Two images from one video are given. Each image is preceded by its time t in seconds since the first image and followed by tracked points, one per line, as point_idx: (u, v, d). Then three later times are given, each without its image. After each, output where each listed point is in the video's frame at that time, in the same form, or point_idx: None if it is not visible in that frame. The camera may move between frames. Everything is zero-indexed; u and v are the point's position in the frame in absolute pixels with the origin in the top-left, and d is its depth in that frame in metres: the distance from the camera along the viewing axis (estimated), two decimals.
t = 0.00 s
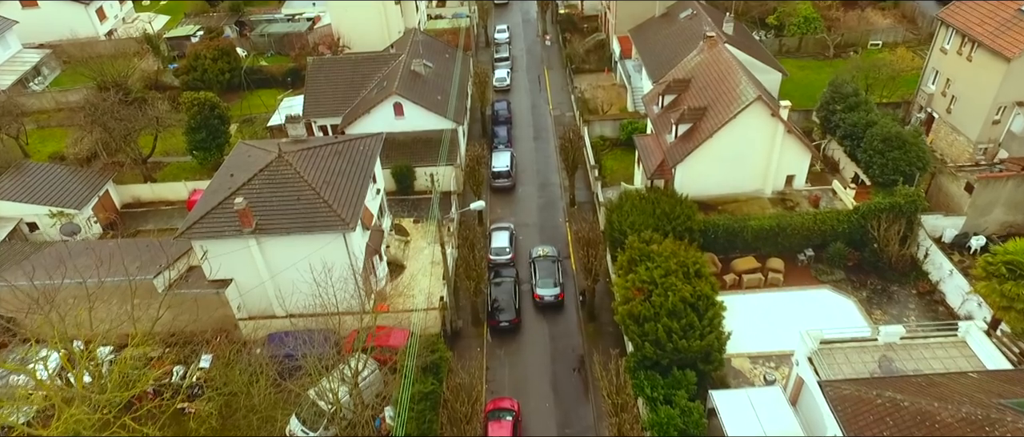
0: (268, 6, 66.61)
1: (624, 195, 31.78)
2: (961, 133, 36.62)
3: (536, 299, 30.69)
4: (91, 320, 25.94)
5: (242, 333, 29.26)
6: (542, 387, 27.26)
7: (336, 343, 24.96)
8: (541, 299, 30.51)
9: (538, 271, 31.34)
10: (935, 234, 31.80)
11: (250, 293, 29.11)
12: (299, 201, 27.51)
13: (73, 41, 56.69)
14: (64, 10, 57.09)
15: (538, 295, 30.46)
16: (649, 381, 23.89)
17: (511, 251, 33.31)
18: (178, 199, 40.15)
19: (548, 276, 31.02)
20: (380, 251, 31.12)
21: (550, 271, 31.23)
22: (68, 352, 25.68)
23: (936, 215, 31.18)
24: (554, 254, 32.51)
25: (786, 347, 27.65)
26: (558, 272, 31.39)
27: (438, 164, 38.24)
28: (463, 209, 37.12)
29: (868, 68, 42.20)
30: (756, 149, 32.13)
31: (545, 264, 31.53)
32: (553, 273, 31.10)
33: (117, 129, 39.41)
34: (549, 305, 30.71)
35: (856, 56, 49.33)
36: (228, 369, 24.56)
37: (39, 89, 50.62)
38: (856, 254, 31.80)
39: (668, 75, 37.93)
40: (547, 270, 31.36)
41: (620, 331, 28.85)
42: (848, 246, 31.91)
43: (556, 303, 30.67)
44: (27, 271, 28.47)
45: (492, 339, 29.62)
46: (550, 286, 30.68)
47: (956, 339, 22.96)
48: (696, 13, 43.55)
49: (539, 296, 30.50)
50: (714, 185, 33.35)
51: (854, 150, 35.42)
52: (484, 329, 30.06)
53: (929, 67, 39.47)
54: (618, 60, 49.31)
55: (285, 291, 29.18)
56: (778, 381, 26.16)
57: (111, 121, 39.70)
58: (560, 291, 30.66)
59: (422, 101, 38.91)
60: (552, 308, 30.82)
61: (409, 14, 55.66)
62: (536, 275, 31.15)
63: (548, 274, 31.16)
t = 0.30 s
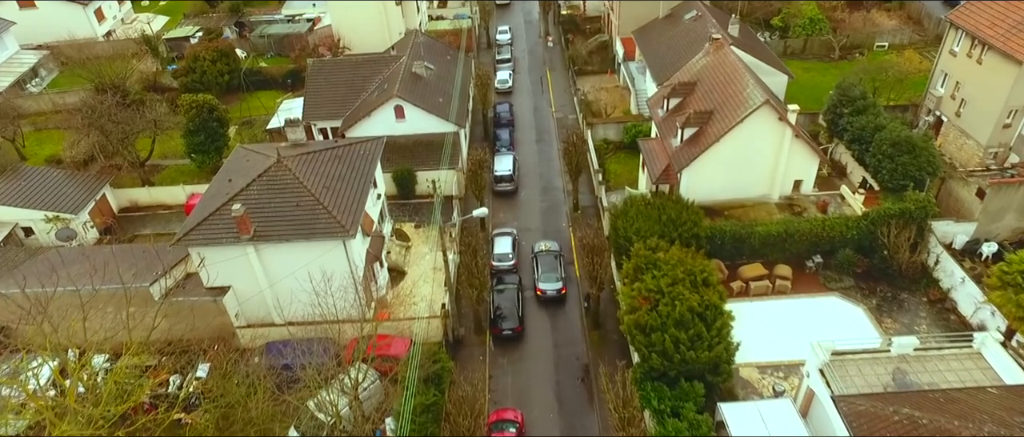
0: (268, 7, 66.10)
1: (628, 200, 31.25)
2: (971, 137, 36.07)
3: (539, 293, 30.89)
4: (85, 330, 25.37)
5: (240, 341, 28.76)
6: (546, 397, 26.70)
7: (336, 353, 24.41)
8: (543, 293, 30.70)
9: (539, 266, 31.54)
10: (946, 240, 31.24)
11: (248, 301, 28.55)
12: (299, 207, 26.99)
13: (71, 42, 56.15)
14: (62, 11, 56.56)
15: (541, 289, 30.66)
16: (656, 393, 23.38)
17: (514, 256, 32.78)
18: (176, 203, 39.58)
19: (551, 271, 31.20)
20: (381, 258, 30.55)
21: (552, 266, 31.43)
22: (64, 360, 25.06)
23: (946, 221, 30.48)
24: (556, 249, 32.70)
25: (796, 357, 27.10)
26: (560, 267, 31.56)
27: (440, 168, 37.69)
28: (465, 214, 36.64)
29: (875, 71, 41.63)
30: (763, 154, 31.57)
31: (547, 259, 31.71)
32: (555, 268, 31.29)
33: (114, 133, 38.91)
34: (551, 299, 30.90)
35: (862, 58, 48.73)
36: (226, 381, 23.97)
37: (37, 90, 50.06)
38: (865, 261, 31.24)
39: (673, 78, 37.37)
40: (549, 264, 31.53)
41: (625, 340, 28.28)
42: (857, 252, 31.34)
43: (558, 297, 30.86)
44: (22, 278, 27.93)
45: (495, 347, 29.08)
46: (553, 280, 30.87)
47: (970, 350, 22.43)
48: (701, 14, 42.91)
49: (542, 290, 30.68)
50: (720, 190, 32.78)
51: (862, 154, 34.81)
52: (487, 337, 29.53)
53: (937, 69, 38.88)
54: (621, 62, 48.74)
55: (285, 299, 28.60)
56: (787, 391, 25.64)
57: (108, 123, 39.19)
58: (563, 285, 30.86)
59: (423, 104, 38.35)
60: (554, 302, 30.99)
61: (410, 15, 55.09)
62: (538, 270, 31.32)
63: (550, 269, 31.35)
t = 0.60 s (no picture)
0: (267, 8, 65.62)
1: (633, 206, 30.72)
2: (981, 143, 35.49)
3: (541, 289, 31.12)
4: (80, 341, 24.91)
5: (239, 351, 28.25)
6: (550, 409, 26.17)
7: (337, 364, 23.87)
8: (546, 289, 30.92)
9: (542, 263, 31.81)
10: (956, 247, 30.68)
11: (247, 310, 28.01)
12: (299, 215, 26.49)
13: (69, 44, 55.66)
14: (60, 12, 56.08)
15: (544, 286, 30.87)
16: (664, 406, 22.87)
17: (517, 264, 32.31)
18: (175, 208, 39.06)
19: (553, 268, 31.47)
20: (382, 265, 29.99)
21: (555, 263, 31.71)
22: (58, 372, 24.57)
23: (957, 228, 30.03)
24: (559, 245, 32.96)
25: (805, 368, 26.60)
26: (563, 264, 31.85)
27: (443, 173, 37.15)
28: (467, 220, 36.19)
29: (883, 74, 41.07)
30: (771, 160, 31.06)
31: (550, 256, 32.00)
32: (558, 265, 31.54)
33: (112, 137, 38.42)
34: (554, 295, 31.08)
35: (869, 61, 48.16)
36: (224, 393, 23.40)
37: (34, 93, 49.57)
38: (875, 269, 30.66)
39: (678, 82, 36.85)
40: (552, 262, 31.81)
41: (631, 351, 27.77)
42: (867, 260, 30.78)
43: (561, 294, 31.06)
44: (16, 287, 27.43)
45: (498, 357, 28.57)
46: (556, 277, 31.09)
47: (986, 364, 21.89)
48: (706, 17, 42.39)
49: (545, 287, 30.90)
50: (727, 196, 32.24)
51: (871, 160, 34.23)
52: (490, 346, 29.02)
53: (946, 73, 38.33)
54: (625, 65, 48.19)
55: (284, 309, 28.07)
56: (796, 404, 25.08)
57: (106, 128, 38.70)
58: (565, 282, 31.03)
59: (425, 108, 37.85)
60: (557, 298, 31.19)
61: (411, 17, 54.66)
62: (541, 267, 31.58)
63: (552, 265, 31.64)
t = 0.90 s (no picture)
0: (267, 11, 65.11)
1: (638, 215, 30.19)
2: (990, 149, 34.95)
3: (543, 288, 31.15)
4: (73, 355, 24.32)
5: (236, 363, 27.70)
6: (555, 423, 25.61)
7: (337, 379, 23.32)
8: (548, 287, 30.97)
9: (544, 261, 31.95)
10: (967, 256, 30.16)
11: (244, 323, 27.41)
12: (298, 225, 25.95)
13: (66, 48, 55.04)
14: (57, 15, 55.53)
15: (545, 283, 30.95)
16: (671, 423, 22.35)
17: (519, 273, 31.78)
18: (172, 215, 38.48)
19: (555, 266, 31.62)
20: (382, 276, 29.41)
21: (557, 262, 31.84)
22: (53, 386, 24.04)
23: (968, 237, 29.51)
24: (561, 244, 33.08)
25: (814, 381, 26.00)
26: (565, 263, 31.97)
27: (444, 180, 36.59)
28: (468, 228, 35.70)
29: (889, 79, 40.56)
30: (778, 168, 30.53)
31: (552, 254, 32.15)
32: (560, 263, 31.70)
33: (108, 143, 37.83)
34: (556, 294, 31.15)
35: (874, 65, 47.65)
36: (220, 409, 22.84)
37: (30, 97, 48.92)
38: (885, 279, 29.99)
39: (683, 87, 36.32)
40: (554, 260, 31.94)
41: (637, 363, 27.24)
42: (876, 269, 30.21)
43: (563, 292, 31.14)
44: (9, 299, 26.85)
45: (501, 370, 28.02)
46: (558, 275, 31.20)
47: (1002, 379, 21.38)
48: (710, 21, 41.85)
49: (547, 285, 30.94)
50: (733, 205, 31.69)
51: (879, 166, 33.68)
52: (492, 358, 28.49)
53: (955, 78, 37.80)
54: (627, 69, 47.64)
55: (283, 322, 27.47)
56: (807, 419, 24.56)
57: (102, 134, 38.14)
58: (567, 280, 31.15)
59: (426, 114, 37.30)
60: (559, 297, 31.27)
61: (411, 20, 53.97)
62: (543, 265, 31.69)
63: (555, 264, 31.77)
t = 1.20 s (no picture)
0: (265, 14, 64.50)
1: (644, 225, 29.60)
2: (1001, 156, 34.33)
3: (546, 286, 31.26)
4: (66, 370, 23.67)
5: (233, 376, 27.05)
6: None
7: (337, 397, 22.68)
8: (550, 286, 31.08)
9: (547, 260, 32.03)
10: (979, 266, 29.50)
11: (241, 336, 26.71)
12: (296, 238, 25.32)
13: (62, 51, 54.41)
14: (53, 18, 54.93)
15: (548, 282, 31.06)
16: None
17: (522, 283, 31.16)
18: (169, 223, 37.83)
19: (558, 265, 31.67)
20: (382, 287, 28.73)
21: (560, 260, 31.90)
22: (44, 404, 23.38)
23: (980, 247, 28.87)
24: (563, 243, 33.07)
25: (825, 397, 25.32)
26: (568, 262, 31.99)
27: (446, 187, 35.97)
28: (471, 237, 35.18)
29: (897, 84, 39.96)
30: (787, 177, 29.90)
31: (556, 253, 32.20)
32: (563, 262, 31.76)
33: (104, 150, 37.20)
34: (558, 292, 31.27)
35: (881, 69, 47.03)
36: (216, 428, 22.17)
37: (25, 101, 48.24)
38: (895, 290, 29.44)
39: (688, 93, 35.71)
40: (557, 259, 31.97)
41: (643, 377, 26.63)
42: (887, 280, 29.57)
43: (565, 290, 31.23)
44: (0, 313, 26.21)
45: (504, 384, 27.40)
46: (560, 274, 31.30)
47: None
48: (715, 25, 41.22)
49: (550, 283, 31.06)
50: (740, 214, 31.07)
51: (888, 174, 33.04)
52: (495, 372, 27.88)
53: (965, 83, 37.18)
54: (631, 73, 47.00)
55: (280, 335, 26.78)
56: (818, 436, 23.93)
57: (97, 141, 37.48)
58: (570, 278, 31.24)
59: (427, 120, 36.68)
60: (561, 295, 31.35)
61: (412, 23, 53.38)
62: (546, 263, 31.78)
63: (557, 263, 31.83)
